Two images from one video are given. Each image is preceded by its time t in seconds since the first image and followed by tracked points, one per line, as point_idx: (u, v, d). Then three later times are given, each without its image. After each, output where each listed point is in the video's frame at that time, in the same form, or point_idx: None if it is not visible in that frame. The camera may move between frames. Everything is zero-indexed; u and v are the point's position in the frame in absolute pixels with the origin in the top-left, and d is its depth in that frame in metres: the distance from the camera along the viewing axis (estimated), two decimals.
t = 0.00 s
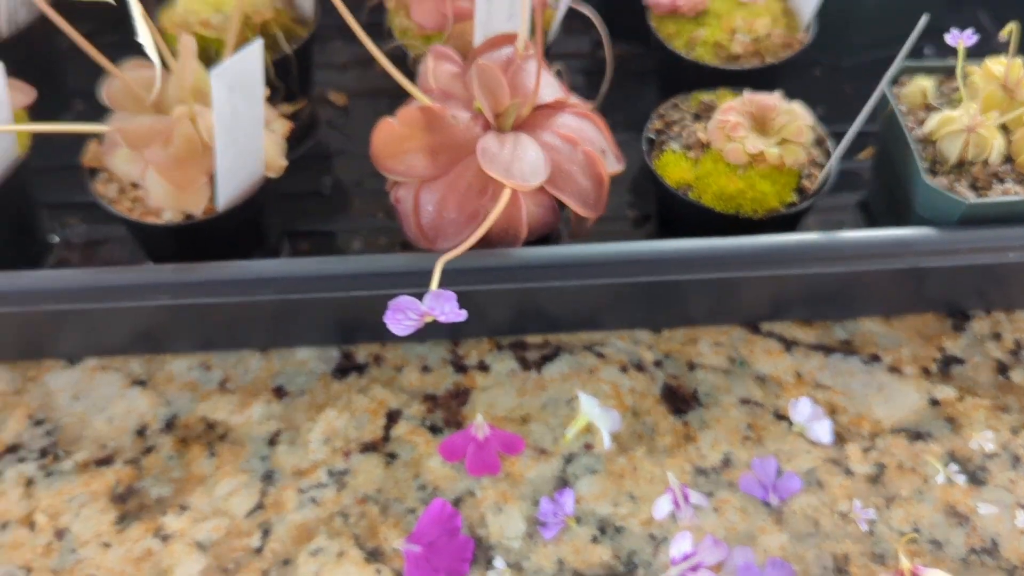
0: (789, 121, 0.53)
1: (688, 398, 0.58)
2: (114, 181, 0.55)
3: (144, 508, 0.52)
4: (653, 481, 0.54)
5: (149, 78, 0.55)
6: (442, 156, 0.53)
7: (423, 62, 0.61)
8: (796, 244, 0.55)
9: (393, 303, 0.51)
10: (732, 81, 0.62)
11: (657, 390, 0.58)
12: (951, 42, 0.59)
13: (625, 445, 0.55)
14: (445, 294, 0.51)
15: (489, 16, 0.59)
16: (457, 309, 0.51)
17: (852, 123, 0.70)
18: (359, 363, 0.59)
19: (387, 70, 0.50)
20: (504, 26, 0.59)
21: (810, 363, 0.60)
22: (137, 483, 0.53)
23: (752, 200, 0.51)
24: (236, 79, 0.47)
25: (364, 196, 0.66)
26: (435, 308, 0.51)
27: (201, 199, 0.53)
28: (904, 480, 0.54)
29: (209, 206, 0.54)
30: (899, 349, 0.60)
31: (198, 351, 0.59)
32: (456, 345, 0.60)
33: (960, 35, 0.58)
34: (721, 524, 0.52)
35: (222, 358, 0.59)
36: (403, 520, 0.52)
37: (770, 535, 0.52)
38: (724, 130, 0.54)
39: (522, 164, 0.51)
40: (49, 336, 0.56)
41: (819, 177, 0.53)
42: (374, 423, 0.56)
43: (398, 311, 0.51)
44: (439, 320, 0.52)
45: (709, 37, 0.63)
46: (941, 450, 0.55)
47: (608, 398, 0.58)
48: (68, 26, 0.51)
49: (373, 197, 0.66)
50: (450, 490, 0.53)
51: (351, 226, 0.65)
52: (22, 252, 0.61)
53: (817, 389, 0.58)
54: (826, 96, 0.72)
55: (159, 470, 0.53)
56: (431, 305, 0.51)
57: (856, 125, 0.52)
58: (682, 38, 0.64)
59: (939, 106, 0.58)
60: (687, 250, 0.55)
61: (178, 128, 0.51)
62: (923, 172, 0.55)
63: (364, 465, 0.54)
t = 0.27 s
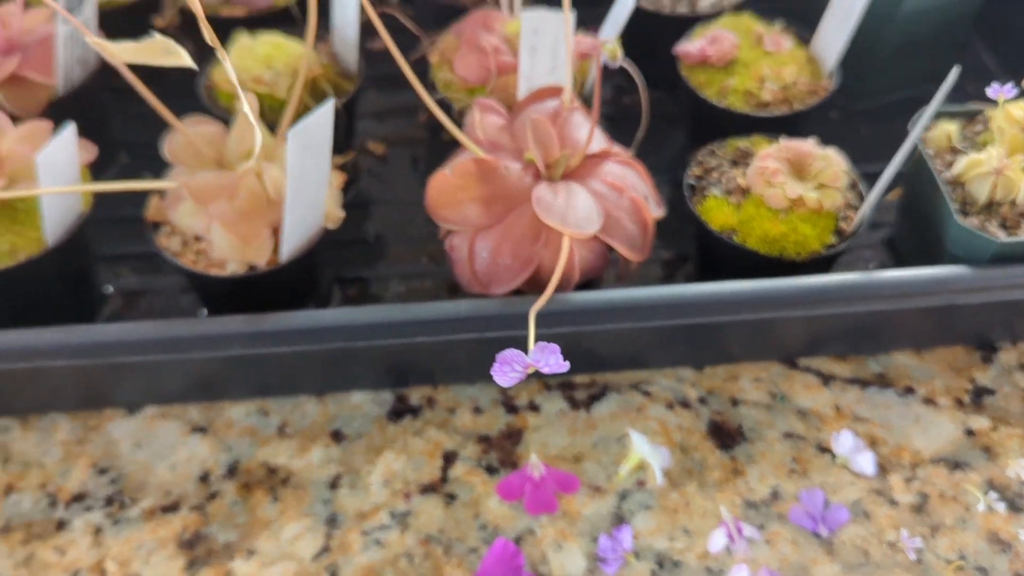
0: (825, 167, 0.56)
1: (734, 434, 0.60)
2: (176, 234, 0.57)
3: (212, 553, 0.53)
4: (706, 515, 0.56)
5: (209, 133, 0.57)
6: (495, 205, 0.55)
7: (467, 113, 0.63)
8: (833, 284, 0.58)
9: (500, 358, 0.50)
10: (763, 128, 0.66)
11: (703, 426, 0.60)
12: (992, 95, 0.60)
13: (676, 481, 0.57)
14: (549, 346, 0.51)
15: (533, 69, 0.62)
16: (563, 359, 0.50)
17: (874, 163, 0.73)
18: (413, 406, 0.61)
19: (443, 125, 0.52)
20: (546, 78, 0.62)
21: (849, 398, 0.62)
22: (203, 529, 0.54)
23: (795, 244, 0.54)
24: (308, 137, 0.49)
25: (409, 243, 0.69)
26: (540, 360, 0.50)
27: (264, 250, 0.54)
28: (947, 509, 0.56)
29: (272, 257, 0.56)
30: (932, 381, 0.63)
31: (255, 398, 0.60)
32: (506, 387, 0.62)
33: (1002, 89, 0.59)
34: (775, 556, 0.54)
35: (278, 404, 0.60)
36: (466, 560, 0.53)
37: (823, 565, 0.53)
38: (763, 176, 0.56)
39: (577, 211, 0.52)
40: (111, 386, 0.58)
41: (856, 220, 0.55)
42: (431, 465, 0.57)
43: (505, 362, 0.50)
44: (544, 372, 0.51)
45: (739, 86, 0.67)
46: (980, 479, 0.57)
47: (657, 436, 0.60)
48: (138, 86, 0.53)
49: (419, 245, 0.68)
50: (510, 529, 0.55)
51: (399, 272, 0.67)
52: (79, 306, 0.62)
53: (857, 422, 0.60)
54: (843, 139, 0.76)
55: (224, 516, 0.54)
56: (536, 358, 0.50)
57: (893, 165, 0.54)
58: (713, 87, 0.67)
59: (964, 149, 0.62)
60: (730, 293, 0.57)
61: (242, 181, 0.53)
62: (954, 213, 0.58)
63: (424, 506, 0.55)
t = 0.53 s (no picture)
0: (850, 207, 0.58)
1: (769, 465, 0.62)
2: (228, 284, 0.58)
3: None
4: (749, 545, 0.57)
5: (258, 186, 0.59)
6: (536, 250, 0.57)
7: (501, 160, 0.66)
8: (859, 320, 0.61)
9: (590, 406, 0.51)
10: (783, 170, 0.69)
11: (739, 459, 0.62)
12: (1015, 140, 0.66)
13: (717, 513, 0.59)
14: (633, 391, 0.51)
15: (564, 118, 0.65)
16: (648, 402, 0.51)
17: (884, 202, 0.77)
18: (456, 446, 0.62)
19: (488, 176, 0.54)
20: (577, 126, 0.65)
21: (877, 427, 0.64)
22: (258, 572, 0.55)
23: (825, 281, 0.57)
24: (366, 189, 0.51)
25: (441, 288, 0.72)
26: (626, 405, 0.51)
27: (314, 296, 0.55)
28: (979, 533, 0.58)
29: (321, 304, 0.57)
30: (954, 410, 0.65)
31: (301, 442, 0.61)
32: (546, 425, 0.64)
33: None
34: None
35: (324, 447, 0.62)
36: None
37: None
38: (792, 217, 0.59)
39: (618, 253, 0.55)
40: (160, 434, 0.59)
41: (880, 256, 0.58)
42: (478, 503, 0.59)
43: (591, 409, 0.51)
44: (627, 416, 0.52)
45: (758, 129, 0.70)
46: (1008, 503, 0.60)
47: (695, 469, 0.62)
48: (197, 139, 0.55)
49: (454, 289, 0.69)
50: (560, 564, 0.56)
51: (436, 317, 0.70)
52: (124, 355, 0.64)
53: (886, 451, 0.63)
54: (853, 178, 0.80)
55: (278, 559, 0.55)
56: (621, 403, 0.51)
57: (917, 203, 0.56)
58: (734, 130, 0.71)
59: (977, 187, 0.65)
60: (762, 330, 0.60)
61: (293, 230, 0.54)
62: (974, 249, 0.61)
63: (474, 544, 0.57)
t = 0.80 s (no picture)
0: (860, 229, 0.61)
1: (792, 481, 0.64)
2: (261, 320, 0.60)
3: None
4: (780, 561, 0.59)
5: (290, 224, 0.60)
6: (564, 279, 0.59)
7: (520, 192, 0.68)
8: (874, 337, 0.63)
9: (654, 425, 0.52)
10: (789, 195, 0.72)
11: (762, 476, 0.64)
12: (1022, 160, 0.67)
13: (747, 530, 0.61)
14: (697, 409, 0.53)
15: (581, 150, 0.67)
16: (711, 421, 0.53)
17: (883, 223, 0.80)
18: (487, 473, 0.63)
19: (520, 209, 0.56)
20: (593, 157, 0.67)
21: (894, 441, 0.67)
22: None
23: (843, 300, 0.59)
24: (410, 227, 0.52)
25: (460, 319, 0.74)
26: (691, 423, 0.53)
27: (350, 331, 0.57)
28: (1000, 541, 0.60)
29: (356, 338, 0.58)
30: (966, 422, 0.68)
31: (335, 474, 0.62)
32: (573, 449, 0.65)
33: None
34: None
35: (358, 479, 0.63)
36: None
37: None
38: (806, 240, 0.61)
39: (643, 279, 0.56)
40: (194, 472, 0.59)
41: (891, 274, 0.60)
42: (514, 529, 0.60)
43: (659, 429, 0.52)
44: (690, 435, 0.53)
45: (764, 156, 0.73)
46: None
47: (721, 487, 0.63)
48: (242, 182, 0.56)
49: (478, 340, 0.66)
50: None
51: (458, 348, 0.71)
52: (154, 394, 0.65)
53: (904, 464, 0.65)
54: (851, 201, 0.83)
55: None
56: (685, 422, 0.53)
57: (927, 223, 0.59)
58: (740, 157, 0.73)
59: (980, 207, 0.68)
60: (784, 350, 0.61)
61: (329, 267, 0.56)
62: (982, 267, 0.64)
63: (513, 570, 0.58)
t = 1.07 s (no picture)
0: (862, 246, 0.65)
1: (808, 492, 0.66)
2: (290, 354, 0.61)
3: None
4: (802, 569, 0.61)
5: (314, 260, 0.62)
6: (585, 303, 0.61)
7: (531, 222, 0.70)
8: (883, 350, 0.65)
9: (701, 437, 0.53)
10: (787, 218, 0.75)
11: (779, 488, 0.66)
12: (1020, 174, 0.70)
13: (768, 541, 0.63)
14: (742, 420, 0.55)
15: (591, 180, 0.69)
16: (756, 430, 0.55)
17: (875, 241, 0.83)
18: (513, 496, 0.65)
19: (542, 237, 0.59)
20: (601, 187, 0.70)
21: (901, 449, 0.69)
22: None
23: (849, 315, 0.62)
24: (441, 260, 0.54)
25: (475, 347, 0.76)
26: (737, 434, 0.55)
27: (380, 363, 0.59)
28: (1010, 541, 0.63)
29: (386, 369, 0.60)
30: (968, 428, 0.71)
31: (364, 503, 0.64)
32: (594, 470, 0.67)
33: None
34: None
35: (387, 507, 0.64)
36: None
37: None
38: (811, 259, 0.64)
39: (662, 302, 0.59)
40: (226, 507, 0.60)
41: (893, 288, 0.64)
42: (543, 549, 0.62)
43: (705, 442, 0.54)
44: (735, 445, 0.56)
45: (763, 181, 0.76)
46: None
47: (740, 500, 0.65)
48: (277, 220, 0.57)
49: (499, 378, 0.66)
50: None
51: (475, 375, 0.73)
52: (182, 432, 0.66)
53: (913, 471, 0.67)
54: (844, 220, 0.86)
55: None
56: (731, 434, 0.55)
57: (926, 238, 0.62)
58: (740, 182, 0.77)
59: (971, 222, 0.71)
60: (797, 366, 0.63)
61: (358, 301, 0.58)
62: (978, 280, 0.67)
63: None
